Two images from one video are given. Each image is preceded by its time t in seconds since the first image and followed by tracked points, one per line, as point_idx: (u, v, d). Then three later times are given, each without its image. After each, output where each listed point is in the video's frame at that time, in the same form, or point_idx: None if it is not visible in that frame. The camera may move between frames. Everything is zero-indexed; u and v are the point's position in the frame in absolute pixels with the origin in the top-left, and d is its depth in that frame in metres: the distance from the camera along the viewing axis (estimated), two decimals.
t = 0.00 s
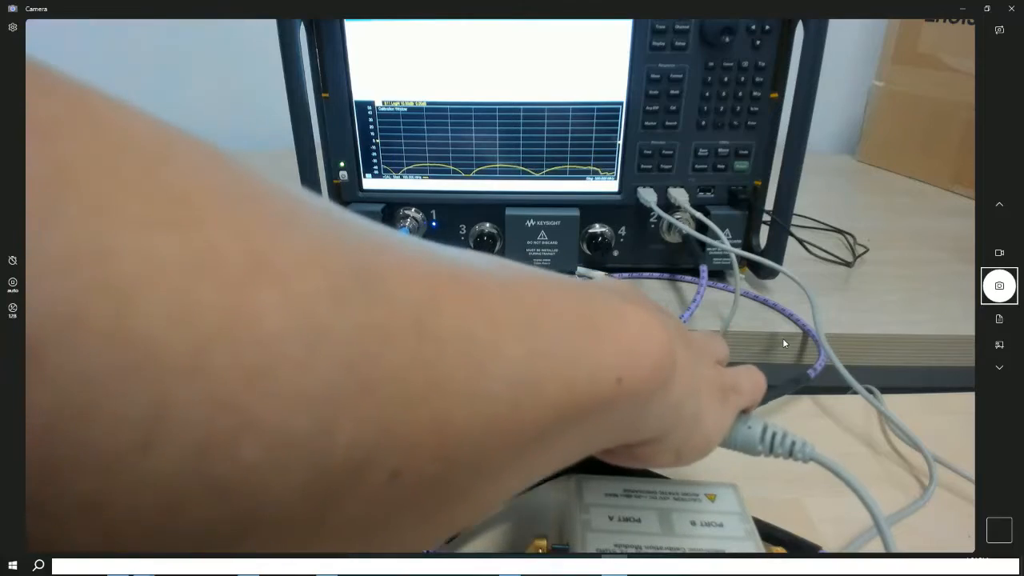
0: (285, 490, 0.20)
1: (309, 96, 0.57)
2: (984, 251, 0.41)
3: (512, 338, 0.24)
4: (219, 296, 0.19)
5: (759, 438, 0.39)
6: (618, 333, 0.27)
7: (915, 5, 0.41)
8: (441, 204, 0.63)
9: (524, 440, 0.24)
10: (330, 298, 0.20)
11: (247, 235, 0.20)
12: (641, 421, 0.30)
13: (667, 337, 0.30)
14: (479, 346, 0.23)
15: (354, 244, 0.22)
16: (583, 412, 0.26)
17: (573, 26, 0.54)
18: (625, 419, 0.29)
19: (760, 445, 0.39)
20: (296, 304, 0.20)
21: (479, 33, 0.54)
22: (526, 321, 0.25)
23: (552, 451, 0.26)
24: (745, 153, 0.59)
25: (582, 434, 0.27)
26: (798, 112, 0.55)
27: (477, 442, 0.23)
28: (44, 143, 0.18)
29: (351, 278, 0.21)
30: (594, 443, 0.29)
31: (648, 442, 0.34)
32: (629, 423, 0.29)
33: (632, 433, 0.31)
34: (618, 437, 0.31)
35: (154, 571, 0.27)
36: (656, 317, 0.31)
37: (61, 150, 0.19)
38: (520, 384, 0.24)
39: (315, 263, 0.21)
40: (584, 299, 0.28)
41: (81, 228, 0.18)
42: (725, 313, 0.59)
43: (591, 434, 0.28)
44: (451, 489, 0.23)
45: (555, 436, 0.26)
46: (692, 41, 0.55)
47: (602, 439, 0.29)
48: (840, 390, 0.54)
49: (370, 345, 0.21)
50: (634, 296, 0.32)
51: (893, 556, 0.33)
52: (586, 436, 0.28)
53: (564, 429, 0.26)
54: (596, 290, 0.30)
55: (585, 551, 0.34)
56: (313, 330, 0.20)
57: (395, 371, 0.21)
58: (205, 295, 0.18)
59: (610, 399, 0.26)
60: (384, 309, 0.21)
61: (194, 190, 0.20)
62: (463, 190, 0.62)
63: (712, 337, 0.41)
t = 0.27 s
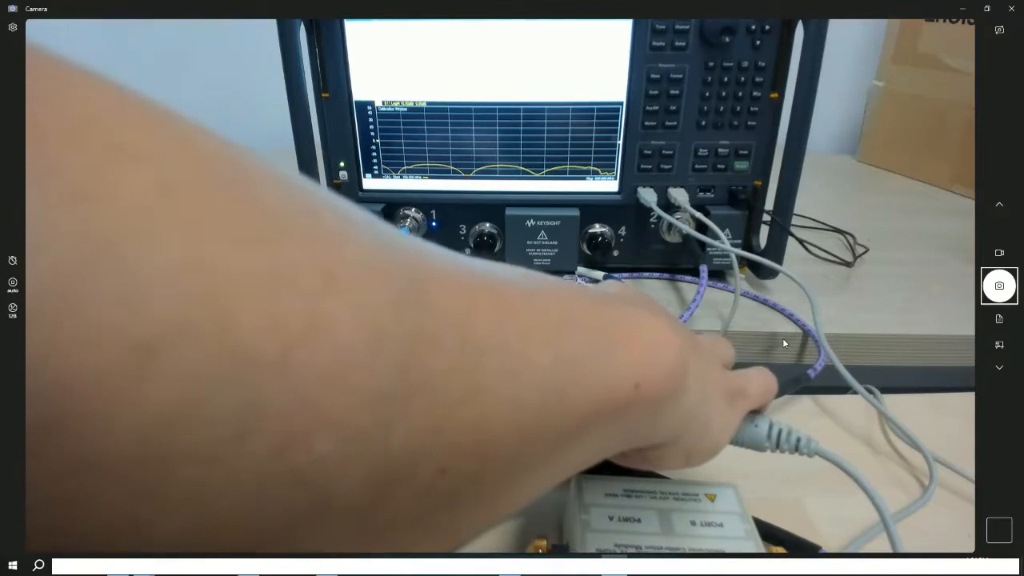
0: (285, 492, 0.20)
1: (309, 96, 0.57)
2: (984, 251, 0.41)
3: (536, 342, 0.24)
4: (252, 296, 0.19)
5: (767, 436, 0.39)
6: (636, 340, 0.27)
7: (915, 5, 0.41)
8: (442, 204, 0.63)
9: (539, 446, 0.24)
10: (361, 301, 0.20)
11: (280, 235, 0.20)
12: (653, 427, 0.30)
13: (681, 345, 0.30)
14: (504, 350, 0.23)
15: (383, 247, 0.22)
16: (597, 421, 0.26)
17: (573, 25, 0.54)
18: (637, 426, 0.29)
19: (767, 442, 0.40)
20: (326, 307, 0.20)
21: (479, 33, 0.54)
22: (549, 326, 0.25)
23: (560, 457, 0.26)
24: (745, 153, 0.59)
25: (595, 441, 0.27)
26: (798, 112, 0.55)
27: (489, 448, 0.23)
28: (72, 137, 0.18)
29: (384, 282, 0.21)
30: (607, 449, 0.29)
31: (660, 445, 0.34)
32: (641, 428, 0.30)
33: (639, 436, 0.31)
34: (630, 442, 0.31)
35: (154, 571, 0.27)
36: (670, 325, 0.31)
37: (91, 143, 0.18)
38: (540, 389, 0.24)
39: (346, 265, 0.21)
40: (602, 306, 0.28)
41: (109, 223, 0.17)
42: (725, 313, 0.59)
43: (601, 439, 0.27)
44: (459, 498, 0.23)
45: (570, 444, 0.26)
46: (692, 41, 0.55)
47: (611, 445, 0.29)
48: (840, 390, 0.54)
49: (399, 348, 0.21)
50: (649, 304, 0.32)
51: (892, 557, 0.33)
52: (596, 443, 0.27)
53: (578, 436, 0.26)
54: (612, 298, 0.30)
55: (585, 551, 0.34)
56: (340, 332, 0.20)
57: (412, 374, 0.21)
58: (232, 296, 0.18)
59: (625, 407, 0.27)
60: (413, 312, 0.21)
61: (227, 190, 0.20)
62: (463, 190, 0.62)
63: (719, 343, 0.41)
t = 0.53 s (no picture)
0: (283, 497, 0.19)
1: (310, 97, 0.57)
2: (984, 250, 0.41)
3: (551, 337, 0.24)
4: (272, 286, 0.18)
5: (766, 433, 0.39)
6: (644, 337, 0.28)
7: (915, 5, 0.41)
8: (442, 204, 0.63)
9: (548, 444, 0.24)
10: (381, 292, 0.20)
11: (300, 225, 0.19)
12: (658, 422, 0.30)
13: (687, 342, 0.31)
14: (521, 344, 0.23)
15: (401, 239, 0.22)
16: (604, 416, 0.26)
17: (573, 25, 0.54)
18: (642, 421, 0.29)
19: (767, 440, 0.40)
20: (346, 298, 0.19)
21: (479, 34, 0.54)
22: (563, 320, 0.25)
23: (564, 457, 0.26)
24: (745, 153, 0.59)
25: (602, 436, 0.27)
26: (798, 111, 0.55)
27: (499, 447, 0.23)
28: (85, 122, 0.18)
29: (411, 280, 0.21)
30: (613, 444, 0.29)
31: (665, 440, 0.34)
32: (646, 423, 0.30)
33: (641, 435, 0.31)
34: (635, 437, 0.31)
35: (154, 570, 0.27)
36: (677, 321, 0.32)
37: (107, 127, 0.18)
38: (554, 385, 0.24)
39: (367, 256, 0.20)
40: (611, 303, 0.28)
41: (125, 210, 0.17)
42: (725, 313, 0.59)
43: (605, 437, 0.27)
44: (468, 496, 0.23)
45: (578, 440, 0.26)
46: (692, 41, 0.55)
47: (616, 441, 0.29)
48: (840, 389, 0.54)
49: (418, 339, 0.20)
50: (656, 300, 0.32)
51: (892, 557, 0.33)
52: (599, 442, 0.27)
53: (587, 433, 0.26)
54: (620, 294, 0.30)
55: (585, 551, 0.34)
56: (358, 323, 0.19)
57: (422, 375, 0.20)
58: (251, 286, 0.18)
59: (631, 402, 0.27)
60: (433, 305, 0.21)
61: (247, 178, 0.19)
62: (463, 190, 0.62)
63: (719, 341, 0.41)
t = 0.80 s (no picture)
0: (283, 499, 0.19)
1: (310, 97, 0.57)
2: (984, 250, 0.41)
3: (566, 335, 0.24)
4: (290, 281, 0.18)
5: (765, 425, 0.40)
6: (654, 336, 0.28)
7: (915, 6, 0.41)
8: (442, 205, 0.62)
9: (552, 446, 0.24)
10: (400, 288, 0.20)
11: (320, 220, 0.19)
12: (664, 420, 0.30)
13: (694, 341, 0.31)
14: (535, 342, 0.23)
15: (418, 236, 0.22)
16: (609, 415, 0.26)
17: (573, 25, 0.54)
18: (648, 419, 0.29)
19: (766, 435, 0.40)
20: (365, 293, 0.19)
21: (479, 33, 0.54)
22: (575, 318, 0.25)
23: (567, 458, 0.26)
24: (745, 153, 0.59)
25: (606, 436, 0.27)
26: (798, 111, 0.55)
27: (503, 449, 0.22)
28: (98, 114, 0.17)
29: (423, 281, 0.21)
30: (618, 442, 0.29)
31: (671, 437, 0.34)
32: (650, 422, 0.30)
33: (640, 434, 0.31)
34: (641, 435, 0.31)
35: (154, 570, 0.27)
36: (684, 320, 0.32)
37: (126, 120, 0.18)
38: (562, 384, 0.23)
39: (386, 252, 0.20)
40: (620, 301, 0.28)
41: (125, 210, 0.17)
42: (725, 313, 0.59)
43: (609, 438, 0.27)
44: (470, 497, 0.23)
45: (584, 440, 0.25)
46: (692, 41, 0.55)
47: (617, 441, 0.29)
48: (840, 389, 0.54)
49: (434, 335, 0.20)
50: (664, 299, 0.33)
51: (892, 557, 0.33)
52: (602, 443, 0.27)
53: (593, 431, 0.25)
54: (629, 293, 0.30)
55: (585, 551, 0.34)
56: (374, 320, 0.19)
57: (426, 376, 0.20)
58: (265, 282, 0.18)
59: (639, 400, 0.27)
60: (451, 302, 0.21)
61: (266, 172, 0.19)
62: (463, 190, 0.62)
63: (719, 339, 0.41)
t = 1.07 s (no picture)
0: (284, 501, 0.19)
1: (310, 97, 0.57)
2: (984, 250, 0.41)
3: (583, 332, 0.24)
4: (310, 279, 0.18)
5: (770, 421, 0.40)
6: (660, 335, 0.28)
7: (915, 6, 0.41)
8: (442, 205, 0.63)
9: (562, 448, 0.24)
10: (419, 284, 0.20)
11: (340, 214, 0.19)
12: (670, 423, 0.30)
13: (700, 340, 0.31)
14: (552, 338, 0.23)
15: (436, 234, 0.22)
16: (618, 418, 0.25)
17: (573, 25, 0.54)
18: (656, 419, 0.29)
19: (771, 430, 0.40)
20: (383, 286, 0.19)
21: (479, 33, 0.54)
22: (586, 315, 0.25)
23: (576, 458, 0.25)
24: (745, 153, 0.59)
25: (614, 436, 0.27)
26: (798, 111, 0.55)
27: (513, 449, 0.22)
28: (107, 108, 0.17)
29: (434, 282, 0.20)
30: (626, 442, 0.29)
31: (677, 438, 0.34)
32: (656, 422, 0.29)
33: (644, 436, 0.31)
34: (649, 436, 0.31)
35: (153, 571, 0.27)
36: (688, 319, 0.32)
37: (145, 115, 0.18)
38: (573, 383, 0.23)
39: (406, 248, 0.20)
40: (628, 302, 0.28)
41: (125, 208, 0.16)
42: (725, 313, 0.59)
43: (615, 439, 0.27)
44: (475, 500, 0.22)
45: (593, 442, 0.25)
46: (692, 41, 0.55)
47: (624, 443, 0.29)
48: (840, 389, 0.54)
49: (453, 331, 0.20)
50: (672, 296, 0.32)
51: (893, 557, 0.33)
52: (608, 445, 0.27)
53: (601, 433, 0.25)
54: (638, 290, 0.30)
55: (585, 551, 0.34)
56: (382, 321, 0.19)
57: (428, 379, 0.20)
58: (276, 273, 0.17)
59: (648, 400, 0.27)
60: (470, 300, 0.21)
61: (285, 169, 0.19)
62: (462, 190, 0.62)
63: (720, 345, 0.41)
